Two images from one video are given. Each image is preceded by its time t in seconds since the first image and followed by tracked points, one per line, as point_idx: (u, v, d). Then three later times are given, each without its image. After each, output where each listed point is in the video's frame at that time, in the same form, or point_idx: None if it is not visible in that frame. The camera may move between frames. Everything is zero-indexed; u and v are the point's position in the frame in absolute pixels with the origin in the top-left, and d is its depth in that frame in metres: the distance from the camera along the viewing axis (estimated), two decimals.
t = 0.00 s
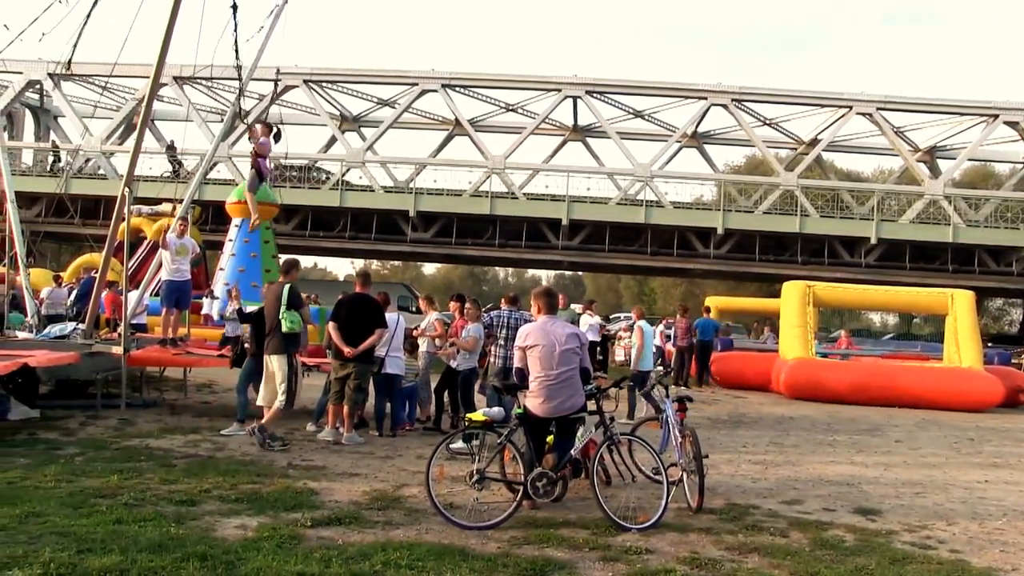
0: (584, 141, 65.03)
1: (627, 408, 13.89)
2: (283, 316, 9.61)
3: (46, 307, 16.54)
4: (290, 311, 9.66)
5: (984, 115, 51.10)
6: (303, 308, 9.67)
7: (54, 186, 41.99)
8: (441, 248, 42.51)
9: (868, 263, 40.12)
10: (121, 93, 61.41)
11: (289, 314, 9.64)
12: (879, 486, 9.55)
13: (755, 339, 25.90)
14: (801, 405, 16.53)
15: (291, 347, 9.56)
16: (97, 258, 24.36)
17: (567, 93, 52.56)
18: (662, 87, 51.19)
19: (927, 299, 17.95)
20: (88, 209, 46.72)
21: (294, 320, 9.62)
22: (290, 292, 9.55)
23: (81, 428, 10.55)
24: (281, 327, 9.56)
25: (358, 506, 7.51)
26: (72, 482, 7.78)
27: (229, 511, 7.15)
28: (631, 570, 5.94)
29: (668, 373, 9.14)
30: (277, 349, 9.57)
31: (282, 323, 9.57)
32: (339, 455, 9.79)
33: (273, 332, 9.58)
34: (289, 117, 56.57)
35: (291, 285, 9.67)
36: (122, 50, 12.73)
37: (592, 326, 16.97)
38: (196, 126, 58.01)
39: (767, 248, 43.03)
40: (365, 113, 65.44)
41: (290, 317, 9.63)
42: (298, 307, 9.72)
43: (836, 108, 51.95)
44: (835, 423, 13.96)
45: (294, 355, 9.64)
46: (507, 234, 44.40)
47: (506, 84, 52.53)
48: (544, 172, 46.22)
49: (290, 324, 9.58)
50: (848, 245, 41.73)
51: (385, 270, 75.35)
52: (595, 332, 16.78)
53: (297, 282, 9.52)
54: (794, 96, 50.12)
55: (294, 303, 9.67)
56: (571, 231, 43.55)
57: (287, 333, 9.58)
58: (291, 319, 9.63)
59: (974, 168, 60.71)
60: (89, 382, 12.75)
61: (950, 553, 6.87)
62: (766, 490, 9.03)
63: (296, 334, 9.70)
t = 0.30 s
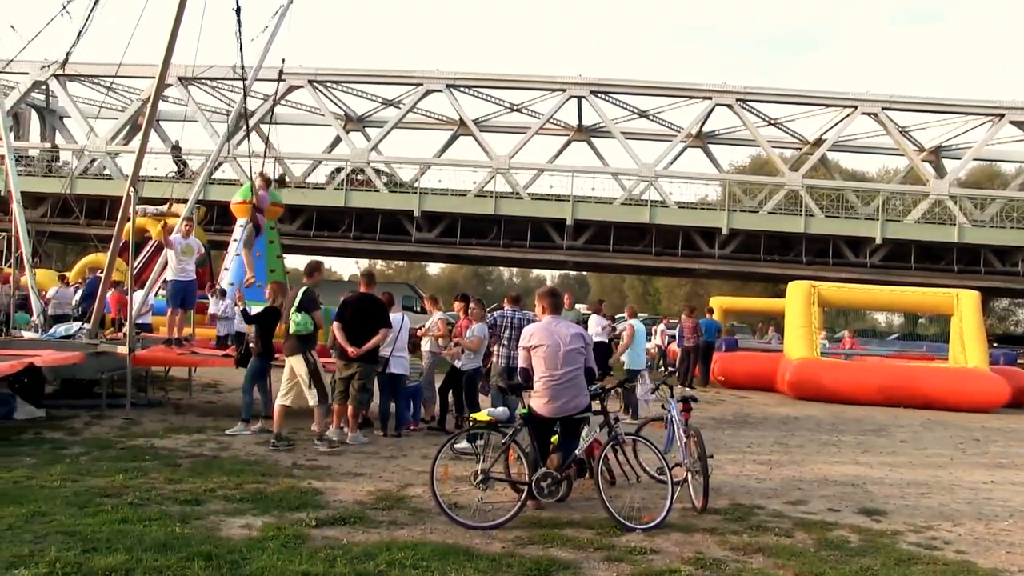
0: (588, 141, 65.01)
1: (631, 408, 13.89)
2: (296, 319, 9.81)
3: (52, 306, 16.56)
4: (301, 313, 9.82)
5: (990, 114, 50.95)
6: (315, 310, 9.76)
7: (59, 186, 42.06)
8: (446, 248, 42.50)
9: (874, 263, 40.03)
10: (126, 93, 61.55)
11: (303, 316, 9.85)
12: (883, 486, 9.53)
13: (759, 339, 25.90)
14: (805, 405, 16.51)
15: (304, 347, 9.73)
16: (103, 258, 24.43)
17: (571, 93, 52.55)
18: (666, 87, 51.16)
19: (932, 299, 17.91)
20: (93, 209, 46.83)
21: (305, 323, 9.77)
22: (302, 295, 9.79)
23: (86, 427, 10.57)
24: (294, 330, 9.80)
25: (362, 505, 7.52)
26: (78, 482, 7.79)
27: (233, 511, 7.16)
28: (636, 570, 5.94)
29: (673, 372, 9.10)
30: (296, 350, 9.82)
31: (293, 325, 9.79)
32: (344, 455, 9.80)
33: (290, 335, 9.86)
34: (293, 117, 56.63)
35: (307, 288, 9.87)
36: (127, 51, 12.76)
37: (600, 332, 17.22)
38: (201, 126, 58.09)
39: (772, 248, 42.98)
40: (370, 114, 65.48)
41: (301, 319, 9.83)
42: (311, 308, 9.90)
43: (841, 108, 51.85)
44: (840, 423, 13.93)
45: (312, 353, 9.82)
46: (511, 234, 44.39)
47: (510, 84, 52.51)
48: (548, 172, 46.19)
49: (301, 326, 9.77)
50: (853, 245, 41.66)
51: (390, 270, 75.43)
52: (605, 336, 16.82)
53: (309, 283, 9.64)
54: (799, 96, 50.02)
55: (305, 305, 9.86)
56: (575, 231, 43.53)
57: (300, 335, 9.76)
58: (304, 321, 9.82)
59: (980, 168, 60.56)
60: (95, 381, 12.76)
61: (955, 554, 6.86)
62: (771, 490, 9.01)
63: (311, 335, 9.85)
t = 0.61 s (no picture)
0: (595, 141, 65.00)
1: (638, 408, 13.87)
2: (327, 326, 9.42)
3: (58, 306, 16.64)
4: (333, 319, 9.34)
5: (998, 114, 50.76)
6: (347, 318, 9.37)
7: (66, 187, 42.17)
8: (452, 248, 42.51)
9: (880, 263, 39.92)
10: (133, 94, 61.74)
11: (338, 322, 9.42)
12: (890, 487, 9.51)
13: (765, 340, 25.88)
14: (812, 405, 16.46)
15: (338, 356, 9.37)
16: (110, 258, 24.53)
17: (578, 93, 52.55)
18: (672, 86, 51.12)
19: (940, 300, 17.84)
20: (100, 210, 47.01)
21: (337, 331, 9.37)
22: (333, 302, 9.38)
23: (94, 427, 10.61)
24: (327, 337, 9.50)
25: (369, 505, 7.53)
26: (86, 481, 7.82)
27: (240, 510, 7.18)
28: (642, 571, 5.94)
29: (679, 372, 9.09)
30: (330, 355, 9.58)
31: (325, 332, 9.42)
32: (351, 454, 9.81)
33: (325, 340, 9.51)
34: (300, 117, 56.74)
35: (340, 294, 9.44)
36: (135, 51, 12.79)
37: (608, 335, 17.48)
38: (208, 127, 58.22)
39: (779, 248, 42.92)
40: (376, 114, 65.56)
41: (335, 325, 9.42)
42: (344, 315, 9.45)
43: (848, 108, 51.72)
44: (847, 424, 13.89)
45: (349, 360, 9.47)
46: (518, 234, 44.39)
47: (516, 84, 52.51)
48: (555, 172, 46.14)
49: (334, 335, 9.38)
50: (859, 245, 41.58)
51: (396, 270, 75.52)
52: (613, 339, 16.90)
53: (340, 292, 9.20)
54: (806, 96, 49.89)
55: (339, 313, 9.40)
56: (581, 231, 43.53)
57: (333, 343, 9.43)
58: (338, 328, 9.40)
59: (988, 168, 60.35)
60: (102, 381, 12.80)
61: (964, 555, 6.84)
62: (777, 491, 8.99)
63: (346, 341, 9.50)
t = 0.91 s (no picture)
0: (602, 141, 64.96)
1: (645, 408, 13.86)
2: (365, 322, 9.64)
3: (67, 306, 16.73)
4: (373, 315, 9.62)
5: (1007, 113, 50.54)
6: (386, 314, 9.68)
7: (74, 187, 42.31)
8: (459, 248, 42.53)
9: (888, 263, 39.81)
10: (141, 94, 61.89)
11: (376, 318, 9.68)
12: (898, 488, 9.48)
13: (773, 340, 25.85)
14: (819, 405, 16.43)
15: (372, 352, 9.65)
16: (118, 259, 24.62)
17: (585, 92, 52.54)
18: (680, 86, 51.05)
19: (948, 300, 17.79)
20: (109, 210, 47.15)
21: (377, 326, 9.61)
22: (374, 299, 9.69)
23: (102, 426, 10.64)
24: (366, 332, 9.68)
25: (376, 505, 7.53)
26: (94, 480, 7.85)
27: (247, 510, 7.19)
28: (649, 571, 5.94)
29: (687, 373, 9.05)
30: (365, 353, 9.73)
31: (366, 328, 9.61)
32: (358, 455, 9.82)
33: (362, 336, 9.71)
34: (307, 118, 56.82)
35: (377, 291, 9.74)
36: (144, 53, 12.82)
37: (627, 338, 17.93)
38: (215, 127, 58.35)
39: (786, 248, 42.84)
40: (383, 114, 65.61)
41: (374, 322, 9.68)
42: (382, 312, 9.74)
43: (856, 108, 51.56)
44: (855, 425, 13.86)
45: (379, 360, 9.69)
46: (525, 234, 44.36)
47: (523, 84, 52.49)
48: (562, 172, 46.09)
49: (374, 330, 9.60)
50: (868, 244, 41.45)
51: (403, 270, 75.59)
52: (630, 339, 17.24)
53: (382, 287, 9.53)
54: (814, 96, 49.76)
55: (377, 309, 9.71)
56: (589, 231, 43.49)
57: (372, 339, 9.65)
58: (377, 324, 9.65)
59: (997, 168, 60.11)
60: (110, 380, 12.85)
61: (973, 557, 6.81)
62: (785, 492, 8.97)
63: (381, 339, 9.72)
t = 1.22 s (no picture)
0: (611, 141, 64.94)
1: (653, 408, 13.88)
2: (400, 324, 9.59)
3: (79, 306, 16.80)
4: (406, 317, 9.54)
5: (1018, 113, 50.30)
6: (421, 317, 9.57)
7: (85, 188, 42.48)
8: (468, 248, 42.57)
9: (898, 263, 39.66)
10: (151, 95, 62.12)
11: (411, 322, 9.60)
12: (908, 489, 9.45)
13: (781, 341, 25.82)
14: (828, 405, 16.39)
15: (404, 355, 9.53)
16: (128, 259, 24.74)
17: (594, 92, 52.54)
18: (689, 86, 50.96)
19: (960, 300, 17.75)
20: (119, 210, 47.35)
21: (412, 330, 9.53)
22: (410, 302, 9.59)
23: (112, 426, 10.68)
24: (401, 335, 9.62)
25: (384, 505, 7.54)
26: (105, 479, 7.88)
27: (256, 509, 7.21)
28: (657, 571, 5.94)
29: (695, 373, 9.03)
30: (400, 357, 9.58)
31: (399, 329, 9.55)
32: (368, 454, 9.82)
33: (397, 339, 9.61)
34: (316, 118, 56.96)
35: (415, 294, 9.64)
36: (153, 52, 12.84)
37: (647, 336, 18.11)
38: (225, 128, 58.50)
39: (795, 248, 42.79)
40: (392, 114, 65.71)
41: (409, 325, 9.59)
42: (418, 316, 9.63)
43: (865, 108, 51.39)
44: (864, 425, 13.81)
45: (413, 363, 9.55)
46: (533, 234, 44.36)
47: (531, 85, 52.50)
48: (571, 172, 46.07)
49: (408, 333, 9.52)
50: (877, 245, 41.32)
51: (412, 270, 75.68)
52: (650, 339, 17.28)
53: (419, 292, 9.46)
54: (823, 95, 49.63)
55: (413, 312, 9.62)
56: (597, 231, 43.50)
57: (405, 341, 9.55)
58: (412, 327, 9.56)
59: (1008, 167, 59.86)
60: (120, 380, 12.90)
61: (984, 559, 6.78)
62: (794, 493, 8.95)
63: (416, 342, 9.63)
